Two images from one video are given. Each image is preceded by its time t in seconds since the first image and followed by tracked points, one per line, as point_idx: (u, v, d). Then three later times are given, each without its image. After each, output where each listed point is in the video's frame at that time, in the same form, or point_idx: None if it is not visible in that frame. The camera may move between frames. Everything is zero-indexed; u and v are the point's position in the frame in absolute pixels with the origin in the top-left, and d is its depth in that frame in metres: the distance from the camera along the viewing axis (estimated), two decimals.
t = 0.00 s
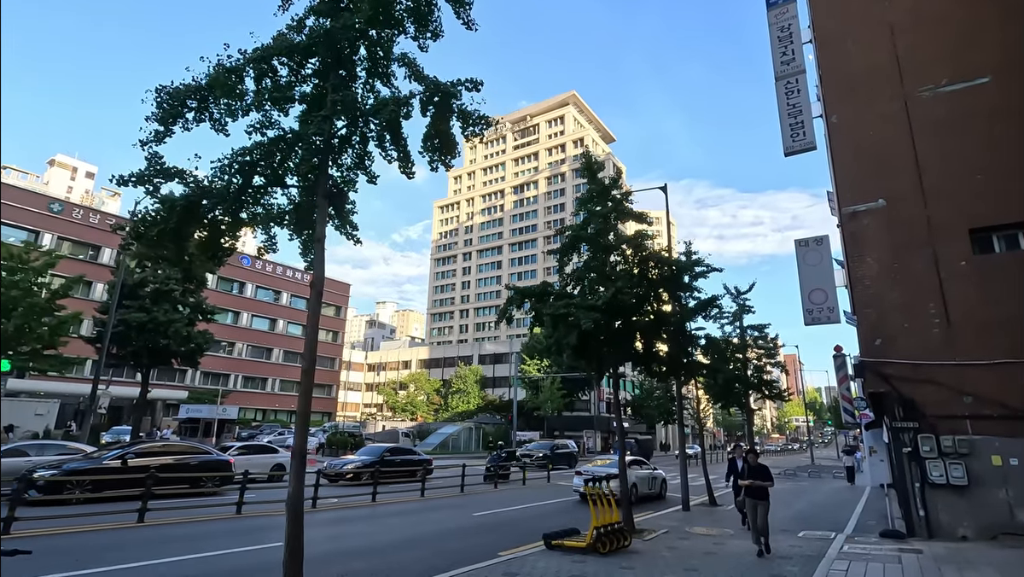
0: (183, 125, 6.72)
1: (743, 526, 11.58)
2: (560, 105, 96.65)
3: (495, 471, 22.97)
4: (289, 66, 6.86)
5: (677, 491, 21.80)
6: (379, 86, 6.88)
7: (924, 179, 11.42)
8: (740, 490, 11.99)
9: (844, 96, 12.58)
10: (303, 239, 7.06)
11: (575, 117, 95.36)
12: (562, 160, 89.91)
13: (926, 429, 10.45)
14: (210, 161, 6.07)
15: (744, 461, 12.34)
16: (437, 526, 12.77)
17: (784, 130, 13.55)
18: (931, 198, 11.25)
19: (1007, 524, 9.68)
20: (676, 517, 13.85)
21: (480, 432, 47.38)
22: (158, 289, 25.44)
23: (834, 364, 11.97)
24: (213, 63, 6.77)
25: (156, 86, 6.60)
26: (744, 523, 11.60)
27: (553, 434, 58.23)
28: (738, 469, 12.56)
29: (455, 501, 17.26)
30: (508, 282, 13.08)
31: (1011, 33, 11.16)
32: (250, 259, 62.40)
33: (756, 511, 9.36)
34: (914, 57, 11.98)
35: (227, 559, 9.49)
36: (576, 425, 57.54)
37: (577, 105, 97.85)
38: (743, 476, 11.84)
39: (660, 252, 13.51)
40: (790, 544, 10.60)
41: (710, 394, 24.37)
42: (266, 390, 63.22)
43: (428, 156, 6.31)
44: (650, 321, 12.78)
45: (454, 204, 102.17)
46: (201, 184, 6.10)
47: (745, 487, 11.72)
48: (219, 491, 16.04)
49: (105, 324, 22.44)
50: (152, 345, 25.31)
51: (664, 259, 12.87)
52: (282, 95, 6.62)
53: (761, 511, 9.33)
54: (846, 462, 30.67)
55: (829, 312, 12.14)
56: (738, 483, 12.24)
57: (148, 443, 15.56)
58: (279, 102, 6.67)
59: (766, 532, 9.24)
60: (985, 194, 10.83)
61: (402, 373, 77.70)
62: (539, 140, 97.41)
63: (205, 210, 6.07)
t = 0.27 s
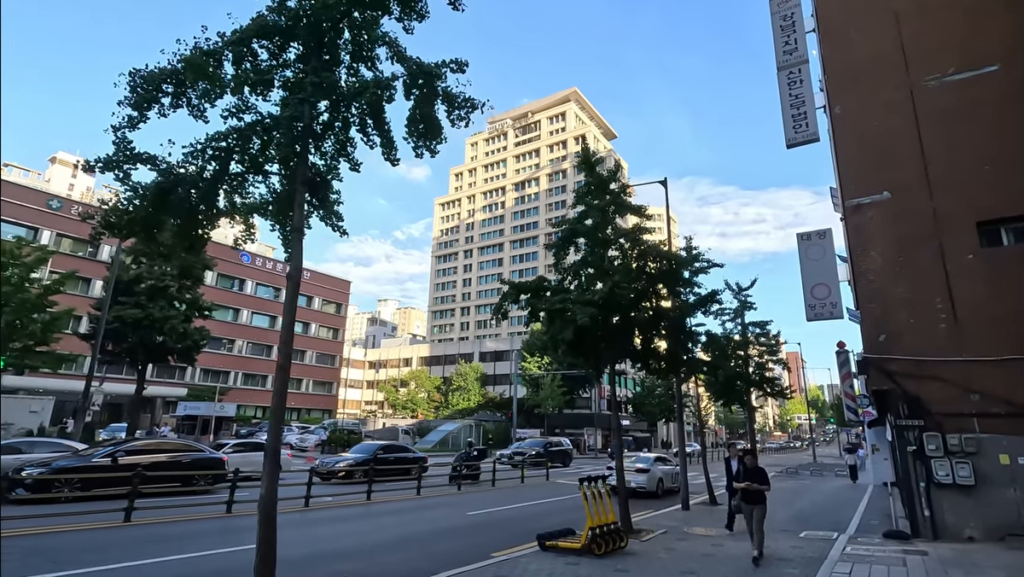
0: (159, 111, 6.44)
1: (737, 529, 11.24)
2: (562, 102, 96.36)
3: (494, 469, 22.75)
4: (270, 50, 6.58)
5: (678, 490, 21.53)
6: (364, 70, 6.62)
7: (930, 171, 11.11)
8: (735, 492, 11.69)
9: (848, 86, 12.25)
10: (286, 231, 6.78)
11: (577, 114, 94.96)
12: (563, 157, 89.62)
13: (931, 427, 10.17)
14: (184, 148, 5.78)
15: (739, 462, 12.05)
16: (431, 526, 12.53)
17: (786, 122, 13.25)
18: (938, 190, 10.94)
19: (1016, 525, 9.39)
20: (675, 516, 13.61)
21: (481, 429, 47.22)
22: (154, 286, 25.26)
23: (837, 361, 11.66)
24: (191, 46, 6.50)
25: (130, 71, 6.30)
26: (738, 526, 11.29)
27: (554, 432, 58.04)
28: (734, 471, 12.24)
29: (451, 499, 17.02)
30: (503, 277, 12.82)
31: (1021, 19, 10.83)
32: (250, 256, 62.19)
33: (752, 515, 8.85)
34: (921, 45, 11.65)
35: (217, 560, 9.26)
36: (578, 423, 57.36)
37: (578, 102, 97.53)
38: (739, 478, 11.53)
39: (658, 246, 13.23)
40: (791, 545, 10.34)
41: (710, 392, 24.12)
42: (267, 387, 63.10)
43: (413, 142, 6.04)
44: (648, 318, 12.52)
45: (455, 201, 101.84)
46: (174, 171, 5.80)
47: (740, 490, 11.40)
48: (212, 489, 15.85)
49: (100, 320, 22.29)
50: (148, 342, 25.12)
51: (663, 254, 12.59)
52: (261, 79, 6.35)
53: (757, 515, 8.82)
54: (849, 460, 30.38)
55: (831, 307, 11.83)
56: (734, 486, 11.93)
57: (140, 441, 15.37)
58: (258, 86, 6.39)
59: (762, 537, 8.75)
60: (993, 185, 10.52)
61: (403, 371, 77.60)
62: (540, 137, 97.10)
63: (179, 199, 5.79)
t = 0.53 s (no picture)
0: (135, 92, 6.18)
1: (734, 528, 10.91)
2: (564, 99, 96.03)
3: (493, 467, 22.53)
4: (250, 28, 6.31)
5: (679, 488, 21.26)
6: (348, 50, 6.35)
7: (938, 161, 10.79)
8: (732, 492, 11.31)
9: (853, 74, 11.94)
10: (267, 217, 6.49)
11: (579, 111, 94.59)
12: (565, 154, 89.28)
13: (939, 424, 9.88)
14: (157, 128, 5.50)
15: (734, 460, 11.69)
16: (425, 524, 12.29)
17: (789, 111, 12.95)
18: (946, 179, 10.62)
19: None
20: (676, 515, 13.35)
21: (482, 428, 47.03)
22: (151, 282, 25.12)
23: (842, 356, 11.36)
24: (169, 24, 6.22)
25: (105, 49, 6.03)
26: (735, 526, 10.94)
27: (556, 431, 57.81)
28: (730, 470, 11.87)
29: (449, 497, 16.80)
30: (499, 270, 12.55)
31: None
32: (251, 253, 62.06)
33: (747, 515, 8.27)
34: (929, 31, 11.32)
35: (202, 559, 9.05)
36: (580, 421, 57.13)
37: (580, 100, 97.19)
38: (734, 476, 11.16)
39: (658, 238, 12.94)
40: (794, 545, 10.07)
41: (712, 389, 23.84)
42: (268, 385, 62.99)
43: (397, 122, 5.79)
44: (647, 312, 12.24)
45: (457, 199, 101.55)
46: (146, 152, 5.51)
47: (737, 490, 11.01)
48: (206, 487, 15.65)
49: (94, 316, 22.14)
50: (144, 339, 24.95)
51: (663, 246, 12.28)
52: (240, 57, 6.07)
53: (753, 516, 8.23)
54: (852, 459, 30.07)
55: (836, 301, 11.53)
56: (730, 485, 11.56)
57: (132, 438, 15.15)
58: (238, 66, 6.12)
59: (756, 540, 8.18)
60: (1004, 174, 10.21)
61: (404, 369, 77.48)
62: (542, 134, 96.74)
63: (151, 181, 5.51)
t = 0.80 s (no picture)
0: (107, 79, 5.91)
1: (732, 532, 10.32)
2: (566, 97, 95.70)
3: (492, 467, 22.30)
4: (228, 12, 6.05)
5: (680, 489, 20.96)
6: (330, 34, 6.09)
7: (946, 153, 10.47)
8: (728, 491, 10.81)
9: (858, 64, 11.62)
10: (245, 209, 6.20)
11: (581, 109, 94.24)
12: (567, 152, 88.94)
13: (947, 424, 9.58)
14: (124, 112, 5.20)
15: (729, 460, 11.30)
16: (419, 525, 12.03)
17: (792, 104, 12.64)
18: (954, 172, 10.31)
19: None
20: (675, 517, 13.08)
21: (483, 427, 46.83)
22: (147, 281, 24.99)
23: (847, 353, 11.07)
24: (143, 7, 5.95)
25: (75, 33, 5.74)
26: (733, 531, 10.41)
27: (558, 430, 57.58)
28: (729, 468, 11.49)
29: (445, 498, 16.56)
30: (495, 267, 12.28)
31: None
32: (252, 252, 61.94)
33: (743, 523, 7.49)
34: (936, 20, 10.99)
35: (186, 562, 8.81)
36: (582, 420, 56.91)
37: (582, 98, 96.83)
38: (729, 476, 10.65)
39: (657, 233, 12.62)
40: (796, 548, 9.79)
41: (714, 388, 23.56)
42: (269, 383, 62.81)
43: (379, 109, 5.51)
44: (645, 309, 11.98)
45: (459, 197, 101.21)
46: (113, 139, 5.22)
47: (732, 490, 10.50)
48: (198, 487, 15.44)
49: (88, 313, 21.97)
50: (142, 338, 24.81)
51: (663, 241, 11.95)
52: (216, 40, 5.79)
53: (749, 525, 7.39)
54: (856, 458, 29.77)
55: (840, 297, 11.24)
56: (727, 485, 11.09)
57: (123, 437, 14.92)
58: (214, 50, 5.85)
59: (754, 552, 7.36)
60: (1013, 166, 9.88)
61: (406, 368, 77.32)
62: (544, 132, 96.42)
63: (119, 169, 5.22)
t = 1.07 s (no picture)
0: (78, 61, 5.67)
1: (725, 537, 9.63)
2: (568, 95, 95.33)
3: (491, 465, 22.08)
4: None
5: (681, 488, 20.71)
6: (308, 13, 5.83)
7: (953, 143, 10.17)
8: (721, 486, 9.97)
9: (863, 54, 11.35)
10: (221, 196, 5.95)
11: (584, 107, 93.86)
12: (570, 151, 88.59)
13: (954, 421, 9.35)
14: (89, 90, 4.94)
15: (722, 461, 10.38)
16: (413, 525, 11.81)
17: (795, 94, 12.34)
18: (961, 162, 10.00)
19: None
20: (675, 516, 12.83)
21: (484, 425, 46.62)
22: (145, 278, 24.84)
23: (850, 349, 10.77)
24: None
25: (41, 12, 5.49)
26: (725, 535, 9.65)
27: (560, 429, 57.32)
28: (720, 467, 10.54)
29: (442, 497, 16.35)
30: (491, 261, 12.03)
31: None
32: (253, 251, 61.86)
33: (733, 527, 6.88)
34: (943, 6, 10.66)
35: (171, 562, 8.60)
36: (584, 419, 56.69)
37: (585, 96, 96.44)
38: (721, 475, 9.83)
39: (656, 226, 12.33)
40: (797, 549, 9.54)
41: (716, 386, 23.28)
42: (271, 382, 62.78)
43: (358, 89, 5.28)
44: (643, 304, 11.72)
45: (461, 196, 100.97)
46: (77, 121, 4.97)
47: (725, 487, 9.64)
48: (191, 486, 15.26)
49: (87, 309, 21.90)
50: (140, 337, 24.71)
51: (661, 235, 11.66)
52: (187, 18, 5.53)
53: (738, 526, 6.74)
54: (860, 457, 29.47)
55: (844, 291, 10.93)
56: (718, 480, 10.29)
57: (123, 434, 14.98)
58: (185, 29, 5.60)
59: (744, 556, 6.71)
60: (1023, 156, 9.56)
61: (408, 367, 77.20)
62: (547, 131, 96.06)
63: (84, 152, 4.96)
